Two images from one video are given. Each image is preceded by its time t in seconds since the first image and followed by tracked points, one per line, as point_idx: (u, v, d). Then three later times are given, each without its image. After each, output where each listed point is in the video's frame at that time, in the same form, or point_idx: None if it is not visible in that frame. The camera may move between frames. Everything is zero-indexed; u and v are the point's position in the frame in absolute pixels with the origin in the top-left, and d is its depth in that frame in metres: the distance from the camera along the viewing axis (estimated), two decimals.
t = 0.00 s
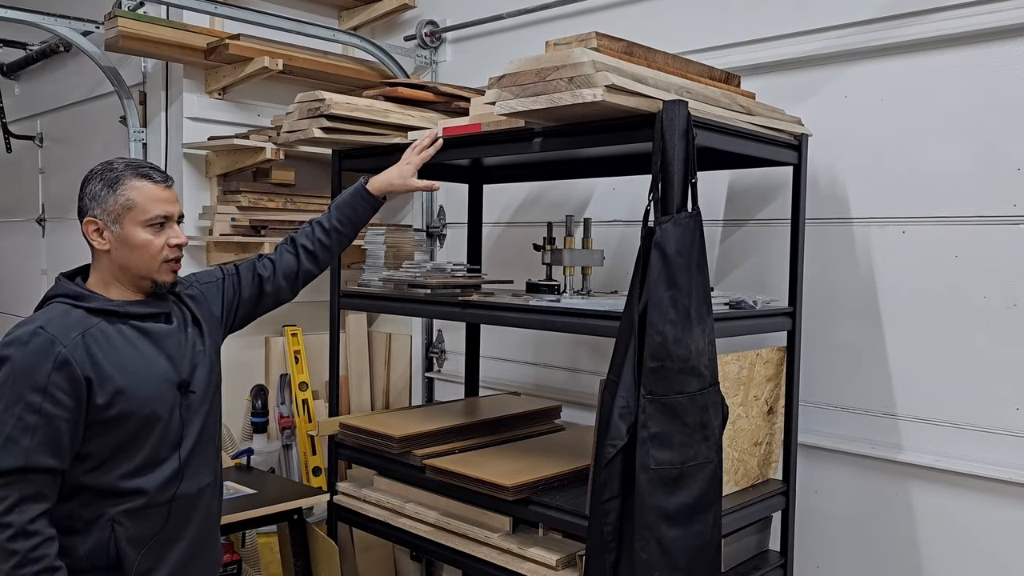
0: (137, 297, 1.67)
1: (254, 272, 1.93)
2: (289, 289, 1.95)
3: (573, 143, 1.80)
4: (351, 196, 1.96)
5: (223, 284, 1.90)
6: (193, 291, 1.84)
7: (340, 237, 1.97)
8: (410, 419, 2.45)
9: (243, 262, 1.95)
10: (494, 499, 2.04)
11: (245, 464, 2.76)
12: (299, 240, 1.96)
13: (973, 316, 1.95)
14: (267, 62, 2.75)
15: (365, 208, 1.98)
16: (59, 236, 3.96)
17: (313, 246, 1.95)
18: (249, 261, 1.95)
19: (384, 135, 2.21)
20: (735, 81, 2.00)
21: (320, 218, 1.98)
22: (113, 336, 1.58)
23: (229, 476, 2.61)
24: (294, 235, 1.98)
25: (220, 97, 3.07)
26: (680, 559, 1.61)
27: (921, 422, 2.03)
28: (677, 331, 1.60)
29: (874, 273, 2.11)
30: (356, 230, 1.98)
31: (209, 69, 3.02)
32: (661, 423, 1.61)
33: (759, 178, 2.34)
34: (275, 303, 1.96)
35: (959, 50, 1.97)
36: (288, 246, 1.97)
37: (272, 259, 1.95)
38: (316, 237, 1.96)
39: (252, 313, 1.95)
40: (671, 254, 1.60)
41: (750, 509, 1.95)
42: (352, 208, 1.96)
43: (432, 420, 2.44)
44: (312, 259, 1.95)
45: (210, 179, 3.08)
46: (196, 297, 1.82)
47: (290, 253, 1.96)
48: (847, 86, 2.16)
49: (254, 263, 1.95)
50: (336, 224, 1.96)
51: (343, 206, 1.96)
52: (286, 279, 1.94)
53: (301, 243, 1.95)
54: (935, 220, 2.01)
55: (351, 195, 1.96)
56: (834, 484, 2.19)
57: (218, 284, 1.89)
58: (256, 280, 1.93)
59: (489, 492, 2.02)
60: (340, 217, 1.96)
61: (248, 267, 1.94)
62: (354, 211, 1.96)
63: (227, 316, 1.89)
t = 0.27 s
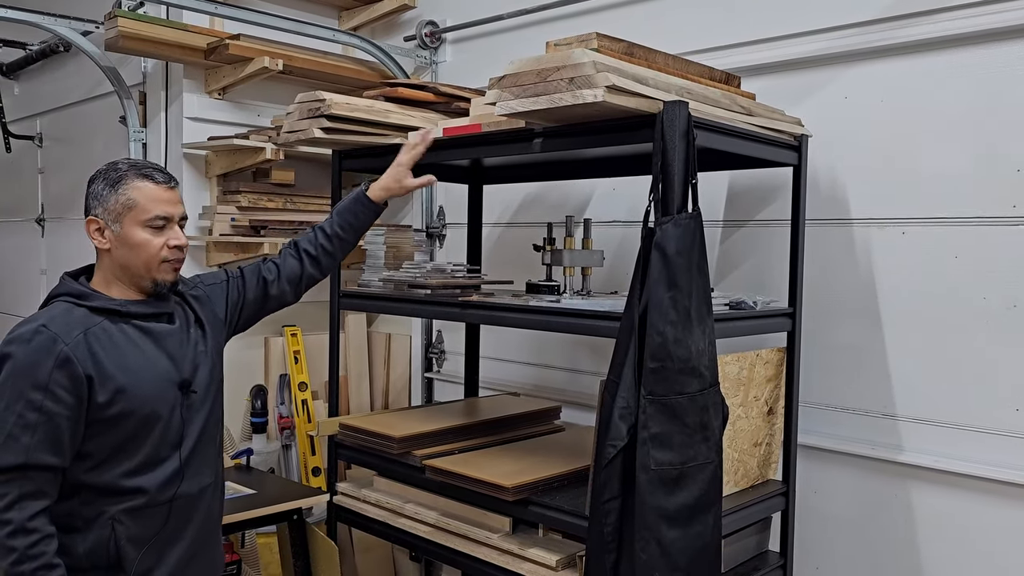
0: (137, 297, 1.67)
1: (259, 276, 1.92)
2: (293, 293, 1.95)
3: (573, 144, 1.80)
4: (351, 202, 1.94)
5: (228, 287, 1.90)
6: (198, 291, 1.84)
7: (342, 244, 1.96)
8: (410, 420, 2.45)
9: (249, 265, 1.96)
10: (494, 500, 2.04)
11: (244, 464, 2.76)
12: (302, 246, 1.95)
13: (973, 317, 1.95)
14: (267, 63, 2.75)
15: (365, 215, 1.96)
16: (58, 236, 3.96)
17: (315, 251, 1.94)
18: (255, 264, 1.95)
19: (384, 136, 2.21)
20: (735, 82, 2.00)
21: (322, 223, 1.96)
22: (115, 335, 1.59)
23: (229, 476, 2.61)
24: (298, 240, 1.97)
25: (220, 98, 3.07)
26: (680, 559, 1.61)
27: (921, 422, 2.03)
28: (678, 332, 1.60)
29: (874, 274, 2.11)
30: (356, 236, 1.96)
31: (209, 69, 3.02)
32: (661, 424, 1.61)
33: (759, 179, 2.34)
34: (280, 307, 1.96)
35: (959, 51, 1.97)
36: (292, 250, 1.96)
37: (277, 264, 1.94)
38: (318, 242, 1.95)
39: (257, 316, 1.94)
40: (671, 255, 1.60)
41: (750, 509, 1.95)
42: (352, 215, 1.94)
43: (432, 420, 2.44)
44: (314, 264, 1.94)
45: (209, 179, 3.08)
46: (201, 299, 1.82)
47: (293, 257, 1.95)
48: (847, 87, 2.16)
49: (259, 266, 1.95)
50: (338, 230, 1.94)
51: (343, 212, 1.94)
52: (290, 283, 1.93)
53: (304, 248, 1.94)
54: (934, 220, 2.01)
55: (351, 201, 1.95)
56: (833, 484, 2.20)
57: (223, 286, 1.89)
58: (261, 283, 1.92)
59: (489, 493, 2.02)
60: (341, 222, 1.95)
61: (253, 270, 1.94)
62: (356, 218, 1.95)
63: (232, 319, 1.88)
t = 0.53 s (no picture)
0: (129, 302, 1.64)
1: (271, 291, 1.92)
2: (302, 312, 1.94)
3: (573, 145, 1.80)
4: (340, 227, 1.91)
5: (241, 296, 1.90)
6: (210, 296, 1.84)
7: (340, 267, 1.93)
8: (410, 420, 2.45)
9: (262, 281, 1.95)
10: (494, 500, 2.04)
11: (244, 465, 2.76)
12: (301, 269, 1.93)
13: (972, 318, 1.95)
14: (267, 63, 2.75)
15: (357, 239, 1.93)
16: (57, 236, 3.96)
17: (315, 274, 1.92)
18: (268, 280, 1.95)
19: (385, 136, 2.21)
20: (735, 83, 2.00)
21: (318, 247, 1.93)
22: (115, 335, 1.59)
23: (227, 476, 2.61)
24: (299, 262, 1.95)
25: (220, 98, 3.07)
26: (679, 560, 1.61)
27: (920, 424, 2.03)
28: (678, 333, 1.60)
29: (873, 275, 2.12)
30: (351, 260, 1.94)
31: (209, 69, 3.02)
32: (661, 425, 1.61)
33: (759, 180, 2.34)
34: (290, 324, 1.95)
35: (959, 52, 1.97)
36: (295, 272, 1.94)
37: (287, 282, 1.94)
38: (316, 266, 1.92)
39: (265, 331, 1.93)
40: (672, 256, 1.60)
41: (750, 510, 1.95)
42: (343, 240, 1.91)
43: (432, 421, 2.44)
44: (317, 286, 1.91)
45: (209, 179, 3.08)
46: (211, 302, 1.83)
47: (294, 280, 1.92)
48: (847, 88, 2.16)
49: (270, 283, 1.94)
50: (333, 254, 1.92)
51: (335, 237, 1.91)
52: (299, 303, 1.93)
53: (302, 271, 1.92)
54: (934, 221, 2.01)
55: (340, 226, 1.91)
56: (833, 485, 2.20)
57: (235, 296, 1.89)
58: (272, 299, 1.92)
59: (488, 493, 2.02)
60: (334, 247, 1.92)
61: (264, 286, 1.93)
62: (347, 243, 1.91)
63: (241, 326, 1.87)
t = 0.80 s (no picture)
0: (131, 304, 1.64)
1: (280, 299, 1.93)
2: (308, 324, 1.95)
3: (574, 146, 1.80)
4: (375, 248, 1.96)
5: (246, 302, 1.89)
6: (216, 298, 1.85)
7: (360, 286, 1.96)
8: (410, 421, 2.45)
9: (271, 287, 1.96)
10: (494, 500, 2.04)
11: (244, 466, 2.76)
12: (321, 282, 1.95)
13: (973, 320, 1.96)
14: (268, 64, 2.75)
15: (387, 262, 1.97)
16: (58, 236, 3.96)
17: (334, 288, 1.94)
18: (278, 287, 1.96)
19: (386, 137, 2.21)
20: (735, 85, 2.00)
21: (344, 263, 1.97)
22: (112, 336, 1.59)
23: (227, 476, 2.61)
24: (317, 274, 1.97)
25: (221, 99, 3.07)
26: (679, 562, 1.61)
27: (919, 425, 2.04)
28: (678, 334, 1.60)
29: (873, 276, 2.12)
30: (375, 280, 1.97)
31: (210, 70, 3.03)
32: (661, 426, 1.61)
33: (759, 181, 2.35)
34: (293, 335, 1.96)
35: (960, 54, 1.97)
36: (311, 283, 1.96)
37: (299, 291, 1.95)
38: (338, 281, 1.95)
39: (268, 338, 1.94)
40: (672, 257, 1.60)
41: (750, 511, 1.95)
42: (375, 259, 1.95)
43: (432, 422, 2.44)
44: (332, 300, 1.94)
45: (209, 179, 3.08)
46: (216, 305, 1.83)
47: (310, 291, 1.94)
48: (846, 89, 2.16)
49: (281, 290, 1.95)
50: (358, 272, 1.95)
51: (365, 256, 1.95)
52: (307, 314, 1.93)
53: (323, 283, 1.94)
54: (934, 223, 2.02)
55: (375, 247, 1.96)
56: (832, 486, 2.20)
57: (244, 300, 1.90)
58: (281, 307, 1.93)
59: (487, 494, 2.02)
60: (365, 266, 1.96)
61: (274, 293, 1.94)
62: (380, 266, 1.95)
63: (246, 331, 1.88)
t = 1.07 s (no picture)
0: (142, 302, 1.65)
1: (279, 302, 1.92)
2: (307, 329, 1.93)
3: (574, 147, 1.81)
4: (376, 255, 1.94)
5: (246, 304, 1.89)
6: (216, 299, 1.84)
7: (359, 293, 1.94)
8: (410, 422, 2.46)
9: (272, 291, 1.95)
10: (494, 501, 2.04)
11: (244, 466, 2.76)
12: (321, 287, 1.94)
13: (972, 321, 1.96)
14: (268, 64, 2.75)
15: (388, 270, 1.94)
16: (57, 237, 3.96)
17: (333, 294, 1.92)
18: (279, 291, 1.95)
19: (386, 139, 2.21)
20: (735, 86, 2.01)
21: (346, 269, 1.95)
22: (113, 336, 1.59)
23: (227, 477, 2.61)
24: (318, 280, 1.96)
25: (221, 99, 3.07)
26: (679, 562, 1.61)
27: (918, 426, 2.04)
28: (678, 335, 1.60)
29: (873, 278, 2.12)
30: (375, 287, 1.94)
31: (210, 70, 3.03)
32: (661, 427, 1.61)
33: (759, 182, 2.35)
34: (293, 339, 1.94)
35: (960, 56, 1.98)
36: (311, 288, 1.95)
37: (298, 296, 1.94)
38: (337, 287, 1.93)
39: (268, 342, 1.93)
40: (672, 258, 1.60)
41: (749, 512, 1.95)
42: (375, 266, 1.93)
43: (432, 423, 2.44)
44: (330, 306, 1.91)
45: (209, 180, 3.08)
46: (216, 307, 1.82)
47: (310, 296, 1.93)
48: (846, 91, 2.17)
49: (281, 294, 1.94)
50: (358, 279, 1.93)
51: (366, 263, 1.93)
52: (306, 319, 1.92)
53: (322, 288, 1.93)
54: (934, 225, 2.02)
55: (376, 254, 1.94)
56: (832, 487, 2.20)
57: (244, 302, 1.89)
58: (280, 311, 1.91)
59: (487, 494, 2.02)
60: (364, 273, 1.93)
61: (274, 297, 1.93)
62: (378, 272, 1.92)
63: (245, 334, 1.87)
